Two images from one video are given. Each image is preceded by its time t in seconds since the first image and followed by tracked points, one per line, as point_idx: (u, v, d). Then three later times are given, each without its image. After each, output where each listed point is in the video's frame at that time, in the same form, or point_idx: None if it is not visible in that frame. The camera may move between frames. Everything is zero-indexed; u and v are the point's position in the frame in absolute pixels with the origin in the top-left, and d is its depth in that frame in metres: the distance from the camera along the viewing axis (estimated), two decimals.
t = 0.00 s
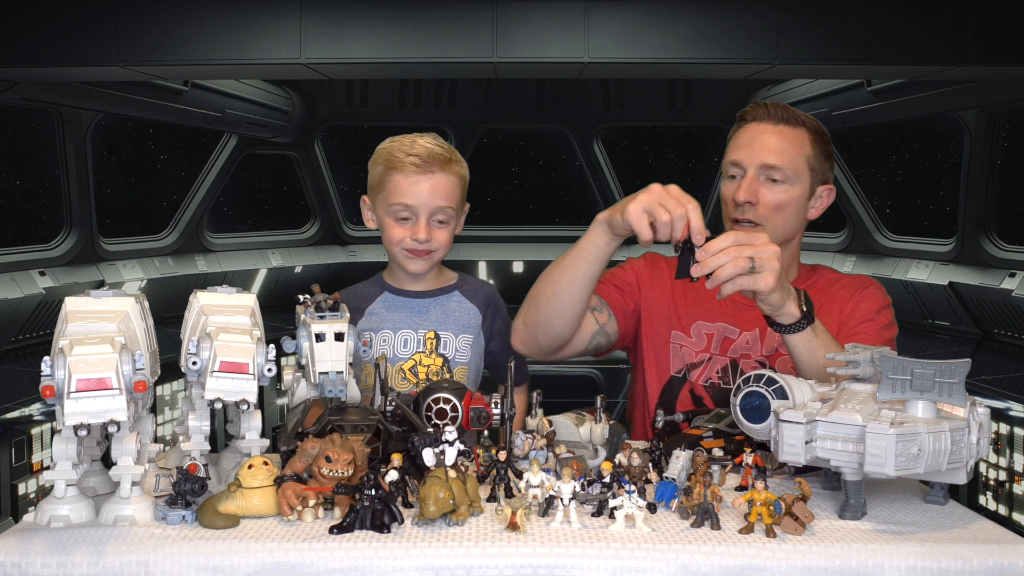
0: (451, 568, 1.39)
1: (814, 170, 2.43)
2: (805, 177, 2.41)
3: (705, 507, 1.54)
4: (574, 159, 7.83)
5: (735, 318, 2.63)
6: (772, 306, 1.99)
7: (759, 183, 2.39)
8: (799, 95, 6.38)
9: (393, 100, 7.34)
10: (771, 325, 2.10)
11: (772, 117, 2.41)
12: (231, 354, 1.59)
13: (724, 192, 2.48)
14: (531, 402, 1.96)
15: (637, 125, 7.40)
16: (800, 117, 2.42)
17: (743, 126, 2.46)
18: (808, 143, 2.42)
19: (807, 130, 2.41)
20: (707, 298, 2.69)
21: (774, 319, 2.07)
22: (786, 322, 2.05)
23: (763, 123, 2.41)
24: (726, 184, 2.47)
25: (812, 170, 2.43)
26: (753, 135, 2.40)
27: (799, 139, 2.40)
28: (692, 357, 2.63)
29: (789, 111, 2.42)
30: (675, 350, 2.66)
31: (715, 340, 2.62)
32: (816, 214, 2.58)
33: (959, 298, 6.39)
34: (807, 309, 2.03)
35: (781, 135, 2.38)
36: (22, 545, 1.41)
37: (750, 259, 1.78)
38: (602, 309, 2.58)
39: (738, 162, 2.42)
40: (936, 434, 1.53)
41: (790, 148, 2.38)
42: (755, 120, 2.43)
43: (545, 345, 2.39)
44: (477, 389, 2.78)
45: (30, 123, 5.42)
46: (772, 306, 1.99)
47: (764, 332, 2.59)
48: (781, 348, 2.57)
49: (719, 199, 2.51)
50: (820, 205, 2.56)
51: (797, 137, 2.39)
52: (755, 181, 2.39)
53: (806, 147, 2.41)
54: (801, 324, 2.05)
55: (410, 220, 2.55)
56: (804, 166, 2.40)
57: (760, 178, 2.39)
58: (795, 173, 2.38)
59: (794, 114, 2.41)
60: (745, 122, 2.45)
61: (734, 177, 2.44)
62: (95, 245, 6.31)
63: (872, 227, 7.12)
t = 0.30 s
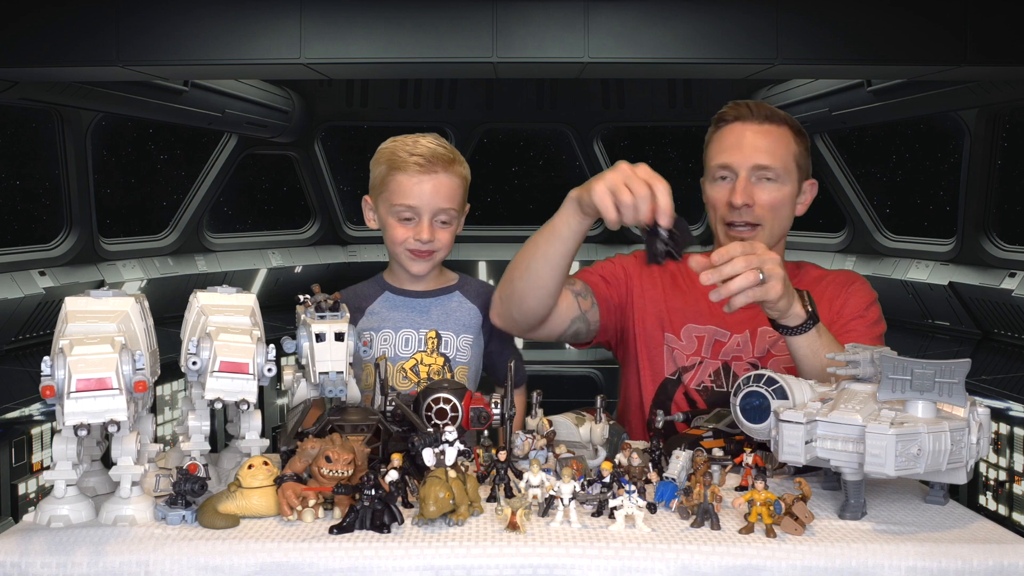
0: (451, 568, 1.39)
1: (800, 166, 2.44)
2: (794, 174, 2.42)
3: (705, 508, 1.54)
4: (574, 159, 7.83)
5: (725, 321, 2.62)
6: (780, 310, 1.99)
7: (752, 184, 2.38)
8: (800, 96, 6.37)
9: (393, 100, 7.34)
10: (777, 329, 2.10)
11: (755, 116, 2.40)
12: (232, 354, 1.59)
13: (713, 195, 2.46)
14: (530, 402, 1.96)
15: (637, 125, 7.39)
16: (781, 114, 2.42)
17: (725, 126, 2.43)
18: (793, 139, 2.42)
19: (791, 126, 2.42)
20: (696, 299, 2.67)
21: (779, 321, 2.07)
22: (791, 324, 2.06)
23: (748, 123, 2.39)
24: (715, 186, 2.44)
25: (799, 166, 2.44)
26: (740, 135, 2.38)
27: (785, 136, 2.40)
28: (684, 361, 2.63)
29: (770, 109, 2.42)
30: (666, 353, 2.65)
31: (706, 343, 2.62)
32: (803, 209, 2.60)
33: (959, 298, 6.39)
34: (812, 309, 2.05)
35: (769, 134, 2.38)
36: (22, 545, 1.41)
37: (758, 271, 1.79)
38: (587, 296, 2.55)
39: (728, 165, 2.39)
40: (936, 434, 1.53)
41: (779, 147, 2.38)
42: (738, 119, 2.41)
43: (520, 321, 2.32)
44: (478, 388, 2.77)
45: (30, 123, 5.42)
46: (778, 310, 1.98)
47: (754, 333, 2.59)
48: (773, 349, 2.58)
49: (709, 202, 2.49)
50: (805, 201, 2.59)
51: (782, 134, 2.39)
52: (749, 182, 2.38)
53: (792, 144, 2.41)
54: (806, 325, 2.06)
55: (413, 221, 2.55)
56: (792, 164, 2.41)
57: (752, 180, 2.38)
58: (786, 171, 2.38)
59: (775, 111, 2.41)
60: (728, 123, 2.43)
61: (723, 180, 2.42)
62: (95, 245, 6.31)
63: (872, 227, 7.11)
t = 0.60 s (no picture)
0: (451, 568, 1.39)
1: (768, 162, 2.43)
2: (765, 173, 2.41)
3: (705, 507, 1.54)
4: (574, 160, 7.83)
5: (719, 324, 2.62)
6: (780, 303, 2.00)
7: (727, 193, 2.36)
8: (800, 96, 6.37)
9: (393, 99, 7.34)
10: (776, 321, 2.10)
11: (715, 123, 2.38)
12: (232, 354, 1.59)
13: (688, 207, 2.44)
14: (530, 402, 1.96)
15: (637, 125, 7.39)
16: (739, 116, 2.40)
17: (686, 138, 2.40)
18: (757, 138, 2.41)
19: (751, 125, 2.40)
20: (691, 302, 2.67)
21: (779, 314, 2.08)
22: (791, 316, 2.06)
23: (710, 132, 2.37)
24: (690, 199, 2.42)
25: (767, 162, 2.42)
26: (704, 146, 2.36)
27: (748, 136, 2.38)
28: (679, 365, 2.61)
29: (728, 113, 2.40)
30: (663, 356, 2.65)
31: (700, 346, 2.61)
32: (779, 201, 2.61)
33: (959, 298, 6.39)
34: (813, 303, 2.05)
35: (733, 139, 2.35)
36: (22, 545, 1.41)
37: (749, 268, 1.80)
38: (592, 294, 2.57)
39: (699, 178, 2.37)
40: (936, 434, 1.53)
41: (745, 151, 2.36)
42: (698, 130, 2.38)
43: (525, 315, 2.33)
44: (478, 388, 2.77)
45: (30, 123, 5.42)
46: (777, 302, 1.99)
47: (749, 336, 2.58)
48: (768, 351, 2.56)
49: (685, 217, 2.46)
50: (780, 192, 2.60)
51: (745, 135, 2.37)
52: (723, 192, 2.36)
53: (757, 143, 2.39)
54: (807, 318, 2.06)
55: (414, 219, 2.55)
56: (761, 164, 2.39)
57: (726, 188, 2.36)
58: (757, 173, 2.37)
59: (732, 114, 2.39)
60: (688, 135, 2.39)
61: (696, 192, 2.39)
62: (95, 244, 6.31)
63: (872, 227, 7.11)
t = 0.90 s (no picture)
0: (451, 568, 1.39)
1: (777, 171, 2.40)
2: (770, 181, 2.38)
3: (705, 508, 1.54)
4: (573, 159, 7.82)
5: (716, 326, 2.60)
6: (790, 298, 2.00)
7: (726, 196, 2.33)
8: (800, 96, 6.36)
9: (393, 99, 7.34)
10: (786, 317, 2.11)
11: (729, 122, 2.38)
12: (232, 354, 1.59)
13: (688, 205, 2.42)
14: (530, 402, 1.96)
15: (637, 125, 7.38)
16: (755, 119, 2.39)
17: (698, 134, 2.40)
18: (769, 144, 2.39)
19: (765, 130, 2.38)
20: (687, 303, 2.64)
21: (788, 310, 2.09)
22: (801, 313, 2.07)
23: (721, 130, 2.36)
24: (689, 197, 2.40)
25: (776, 172, 2.39)
26: (713, 145, 2.35)
27: (760, 143, 2.36)
28: (677, 367, 2.61)
29: (744, 114, 2.39)
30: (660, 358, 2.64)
31: (698, 348, 2.60)
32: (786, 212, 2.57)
33: (959, 298, 6.40)
34: (822, 300, 2.05)
35: (742, 141, 2.34)
36: (21, 545, 1.41)
37: (762, 262, 1.83)
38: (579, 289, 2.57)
39: (701, 176, 2.35)
40: (936, 434, 1.53)
41: (752, 155, 2.34)
42: (711, 127, 2.39)
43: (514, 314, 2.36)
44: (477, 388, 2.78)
45: (30, 123, 5.42)
46: (789, 298, 2.00)
47: (746, 337, 2.58)
48: (766, 351, 2.57)
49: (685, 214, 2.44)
50: (787, 203, 2.56)
51: (757, 141, 2.36)
52: (722, 193, 2.33)
53: (768, 151, 2.37)
54: (816, 316, 2.07)
55: (412, 217, 2.56)
56: (768, 171, 2.37)
57: (725, 190, 2.34)
58: (761, 180, 2.34)
59: (749, 116, 2.38)
60: (701, 130, 2.40)
61: (698, 191, 2.37)
62: (95, 245, 6.31)
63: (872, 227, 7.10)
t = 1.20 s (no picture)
0: (452, 568, 1.39)
1: (782, 180, 2.38)
2: (774, 190, 2.36)
3: (705, 507, 1.54)
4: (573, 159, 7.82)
5: (716, 336, 2.59)
6: (798, 285, 2.03)
7: (726, 200, 2.32)
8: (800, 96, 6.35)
9: (393, 99, 7.33)
10: (793, 306, 2.15)
11: (739, 126, 2.35)
12: (232, 354, 1.59)
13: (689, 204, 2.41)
14: (530, 402, 1.95)
15: (637, 125, 7.38)
16: (768, 125, 2.37)
17: (707, 134, 2.38)
18: (778, 152, 2.36)
19: (775, 138, 2.36)
20: (684, 314, 2.62)
21: (795, 298, 2.12)
22: (808, 301, 2.11)
23: (730, 132, 2.34)
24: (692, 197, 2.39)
25: (780, 182, 2.37)
26: (719, 146, 2.33)
27: (768, 150, 2.33)
28: (680, 380, 2.59)
29: (756, 119, 2.36)
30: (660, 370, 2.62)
31: (699, 359, 2.60)
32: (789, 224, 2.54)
33: (959, 298, 6.40)
34: (830, 289, 2.10)
35: (748, 146, 2.31)
36: (21, 545, 1.41)
37: (770, 245, 1.86)
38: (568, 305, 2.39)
39: (704, 177, 2.33)
40: (936, 434, 1.53)
41: (758, 161, 2.31)
42: (720, 128, 2.36)
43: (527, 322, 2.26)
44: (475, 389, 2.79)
45: (30, 123, 5.42)
46: (796, 284, 2.03)
47: (746, 344, 2.59)
48: (766, 356, 2.59)
49: (686, 213, 2.44)
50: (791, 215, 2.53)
51: (765, 148, 2.33)
52: (722, 197, 2.32)
53: (775, 160, 2.34)
54: (823, 305, 2.11)
55: (409, 211, 2.56)
56: (772, 179, 2.34)
57: (726, 194, 2.32)
58: (764, 188, 2.32)
59: (761, 121, 2.35)
60: (710, 131, 2.38)
61: (700, 191, 2.37)
62: (95, 245, 6.31)
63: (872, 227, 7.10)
